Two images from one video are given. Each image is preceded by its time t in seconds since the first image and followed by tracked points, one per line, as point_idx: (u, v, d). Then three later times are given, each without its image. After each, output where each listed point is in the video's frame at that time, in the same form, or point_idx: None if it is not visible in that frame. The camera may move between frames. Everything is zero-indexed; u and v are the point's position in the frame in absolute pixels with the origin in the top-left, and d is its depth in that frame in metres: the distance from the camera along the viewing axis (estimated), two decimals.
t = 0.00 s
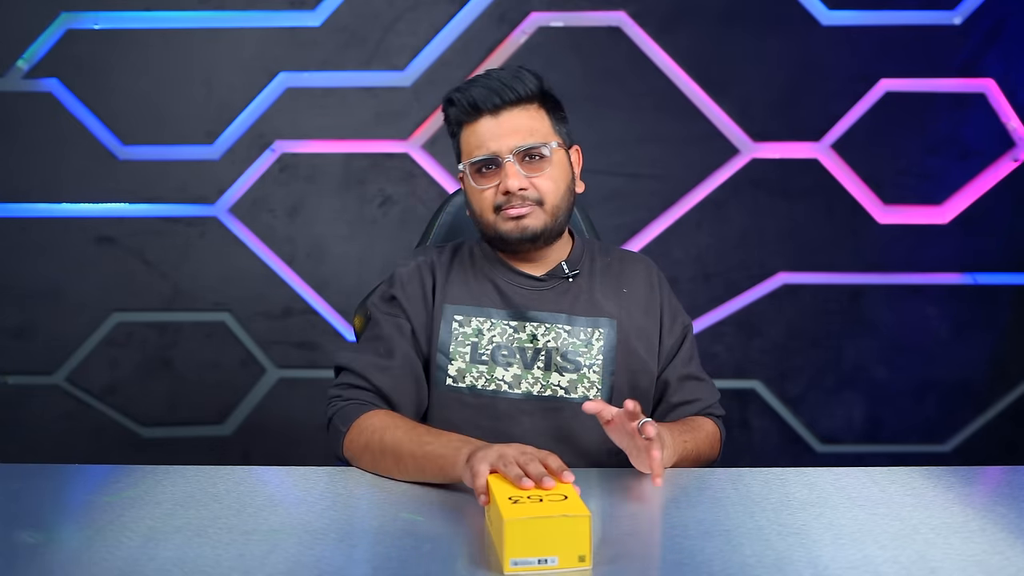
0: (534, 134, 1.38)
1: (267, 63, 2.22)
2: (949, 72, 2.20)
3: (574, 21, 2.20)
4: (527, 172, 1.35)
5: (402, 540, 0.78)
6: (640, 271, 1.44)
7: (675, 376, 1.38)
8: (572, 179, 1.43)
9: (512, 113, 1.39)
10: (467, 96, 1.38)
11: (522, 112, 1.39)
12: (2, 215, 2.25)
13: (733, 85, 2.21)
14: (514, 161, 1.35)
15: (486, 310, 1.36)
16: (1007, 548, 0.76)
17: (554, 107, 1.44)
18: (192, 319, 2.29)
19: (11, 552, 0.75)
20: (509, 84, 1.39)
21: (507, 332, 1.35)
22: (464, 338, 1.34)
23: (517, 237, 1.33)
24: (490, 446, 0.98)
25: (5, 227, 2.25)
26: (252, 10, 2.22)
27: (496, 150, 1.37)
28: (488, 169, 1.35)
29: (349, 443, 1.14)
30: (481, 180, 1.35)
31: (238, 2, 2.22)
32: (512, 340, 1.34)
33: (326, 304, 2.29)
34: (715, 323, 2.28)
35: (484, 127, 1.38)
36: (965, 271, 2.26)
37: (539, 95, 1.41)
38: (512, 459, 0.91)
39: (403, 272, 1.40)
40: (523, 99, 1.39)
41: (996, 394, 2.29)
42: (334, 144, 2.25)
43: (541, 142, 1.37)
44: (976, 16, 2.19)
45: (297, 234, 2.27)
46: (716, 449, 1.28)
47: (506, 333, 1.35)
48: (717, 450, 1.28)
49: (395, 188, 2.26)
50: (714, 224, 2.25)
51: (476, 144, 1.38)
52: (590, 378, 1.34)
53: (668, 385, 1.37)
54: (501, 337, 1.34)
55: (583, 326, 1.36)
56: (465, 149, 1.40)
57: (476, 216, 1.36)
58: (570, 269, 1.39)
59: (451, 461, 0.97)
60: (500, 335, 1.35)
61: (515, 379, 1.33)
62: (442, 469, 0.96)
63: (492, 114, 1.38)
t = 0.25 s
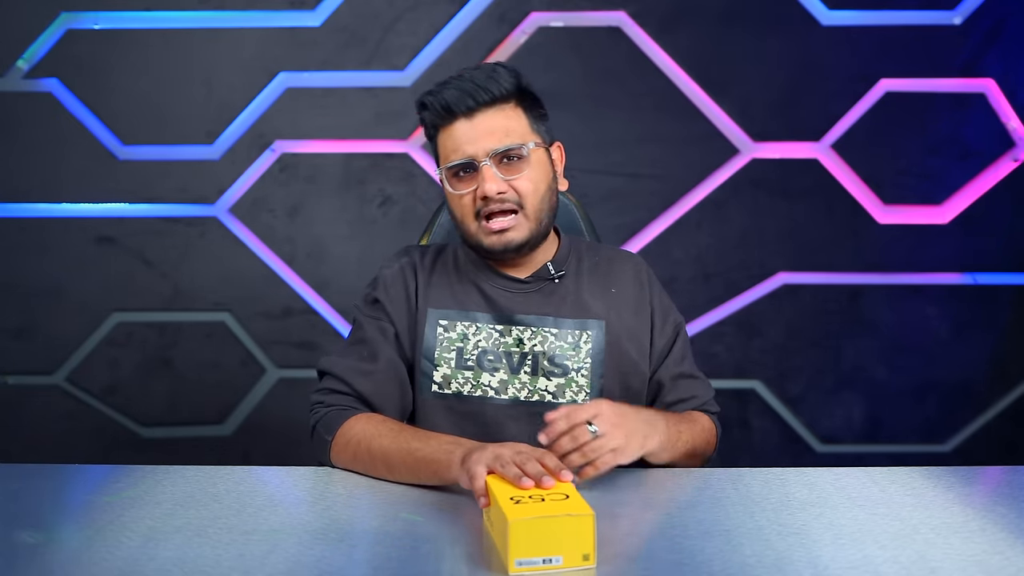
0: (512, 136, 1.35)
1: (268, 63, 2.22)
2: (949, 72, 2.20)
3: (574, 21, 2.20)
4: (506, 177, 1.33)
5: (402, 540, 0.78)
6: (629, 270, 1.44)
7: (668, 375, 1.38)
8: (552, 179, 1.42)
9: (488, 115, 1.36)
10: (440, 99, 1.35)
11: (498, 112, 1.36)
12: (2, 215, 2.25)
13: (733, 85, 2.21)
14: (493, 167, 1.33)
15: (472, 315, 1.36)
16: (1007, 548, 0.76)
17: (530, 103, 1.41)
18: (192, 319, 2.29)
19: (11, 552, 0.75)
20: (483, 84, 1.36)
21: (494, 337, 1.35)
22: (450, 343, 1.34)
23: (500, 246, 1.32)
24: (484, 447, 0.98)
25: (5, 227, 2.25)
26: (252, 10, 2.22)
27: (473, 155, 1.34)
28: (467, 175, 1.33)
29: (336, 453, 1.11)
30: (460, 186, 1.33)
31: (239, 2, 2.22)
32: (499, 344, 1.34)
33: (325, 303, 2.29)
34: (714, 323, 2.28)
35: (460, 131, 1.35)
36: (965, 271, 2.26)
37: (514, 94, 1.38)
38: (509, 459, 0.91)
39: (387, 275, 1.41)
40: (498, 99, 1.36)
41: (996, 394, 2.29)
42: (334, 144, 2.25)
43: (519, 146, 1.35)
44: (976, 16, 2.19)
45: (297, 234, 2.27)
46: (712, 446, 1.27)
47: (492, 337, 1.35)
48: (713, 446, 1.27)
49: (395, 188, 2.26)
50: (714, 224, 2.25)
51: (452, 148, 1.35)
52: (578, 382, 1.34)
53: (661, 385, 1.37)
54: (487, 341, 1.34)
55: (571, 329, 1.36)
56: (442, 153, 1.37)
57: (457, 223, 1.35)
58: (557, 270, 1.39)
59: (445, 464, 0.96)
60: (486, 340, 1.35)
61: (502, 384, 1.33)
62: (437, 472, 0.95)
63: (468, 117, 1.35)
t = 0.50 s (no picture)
0: (490, 136, 1.34)
1: (268, 63, 2.22)
2: (949, 72, 2.20)
3: (574, 21, 2.20)
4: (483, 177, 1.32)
5: (402, 540, 0.78)
6: (620, 264, 1.43)
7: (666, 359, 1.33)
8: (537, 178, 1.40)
9: (466, 116, 1.35)
10: (417, 101, 1.34)
11: (476, 113, 1.36)
12: (2, 215, 2.25)
13: (733, 85, 2.21)
14: (469, 167, 1.32)
15: (462, 314, 1.36)
16: (1007, 548, 0.76)
17: (513, 104, 1.40)
18: (192, 319, 2.29)
19: (11, 552, 0.75)
20: (461, 85, 1.36)
21: (484, 336, 1.34)
22: (440, 343, 1.34)
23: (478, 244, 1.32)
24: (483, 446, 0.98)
25: (5, 227, 2.25)
26: (252, 10, 2.22)
27: (451, 156, 1.34)
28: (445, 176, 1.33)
29: (333, 453, 1.10)
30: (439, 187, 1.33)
31: (239, 2, 2.22)
32: (489, 344, 1.34)
33: (325, 303, 2.29)
34: (714, 323, 2.28)
35: (438, 133, 1.35)
36: (965, 271, 2.26)
37: (494, 95, 1.37)
38: (509, 458, 0.91)
39: (381, 275, 1.41)
40: (476, 101, 1.36)
41: (996, 394, 2.29)
42: (334, 144, 2.25)
43: (497, 145, 1.34)
44: (976, 16, 2.20)
45: (297, 234, 2.27)
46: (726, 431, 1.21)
47: (482, 336, 1.34)
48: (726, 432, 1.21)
49: (395, 188, 2.26)
50: (714, 224, 2.25)
51: (431, 150, 1.35)
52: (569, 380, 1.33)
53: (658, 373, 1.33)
54: (478, 341, 1.34)
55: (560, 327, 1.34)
56: (424, 156, 1.38)
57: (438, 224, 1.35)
58: (546, 268, 1.39)
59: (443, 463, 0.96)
60: (477, 340, 1.34)
61: (493, 383, 1.33)
62: (437, 472, 0.95)
63: (446, 119, 1.35)
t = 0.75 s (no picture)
0: (482, 133, 1.35)
1: (268, 63, 2.22)
2: (949, 72, 2.20)
3: (574, 21, 2.20)
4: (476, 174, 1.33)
5: (402, 540, 0.78)
6: (614, 262, 1.42)
7: (659, 357, 1.34)
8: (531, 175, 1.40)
9: (458, 114, 1.35)
10: (408, 101, 1.35)
11: (468, 112, 1.36)
12: (2, 215, 2.25)
13: (733, 85, 2.21)
14: (462, 165, 1.33)
15: (459, 315, 1.36)
16: (1007, 548, 0.76)
17: (505, 101, 1.40)
18: (192, 319, 2.29)
19: (11, 552, 0.75)
20: (453, 84, 1.36)
21: (481, 336, 1.35)
22: (438, 344, 1.35)
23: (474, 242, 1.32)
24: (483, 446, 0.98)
25: (5, 227, 2.25)
26: (252, 10, 2.22)
27: (444, 154, 1.34)
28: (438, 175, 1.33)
29: (333, 453, 1.10)
30: (432, 186, 1.34)
31: (239, 2, 2.22)
32: (487, 344, 1.34)
33: (325, 303, 2.29)
34: (714, 323, 2.28)
35: (431, 132, 1.35)
36: (965, 271, 2.26)
37: (487, 93, 1.37)
38: (508, 458, 0.91)
39: (379, 277, 1.42)
40: (469, 98, 1.36)
41: (996, 394, 2.29)
42: (333, 143, 2.25)
43: (489, 142, 1.34)
44: (976, 16, 2.20)
45: (297, 234, 2.27)
46: (724, 436, 1.20)
47: (479, 337, 1.35)
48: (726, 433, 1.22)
49: (395, 188, 2.26)
50: (714, 224, 2.25)
51: (425, 150, 1.36)
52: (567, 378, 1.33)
53: (652, 370, 1.32)
54: (475, 341, 1.34)
55: (556, 326, 1.35)
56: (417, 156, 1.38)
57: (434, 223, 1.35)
58: (542, 268, 1.39)
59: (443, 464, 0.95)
60: (474, 340, 1.35)
61: (491, 383, 1.33)
62: (436, 471, 0.95)
63: (439, 117, 1.35)
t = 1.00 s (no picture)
0: (500, 132, 1.35)
1: (267, 63, 2.22)
2: (949, 72, 2.20)
3: (574, 21, 2.20)
4: (492, 170, 1.32)
5: (402, 540, 0.78)
6: (618, 263, 1.43)
7: (662, 362, 1.35)
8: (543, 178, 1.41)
9: (477, 110, 1.35)
10: (428, 93, 1.35)
11: (488, 109, 1.36)
12: (2, 215, 2.25)
13: (733, 85, 2.21)
14: (479, 160, 1.32)
15: (462, 314, 1.36)
16: (1007, 548, 0.76)
17: (524, 103, 1.40)
18: (192, 319, 2.29)
19: (11, 552, 0.75)
20: (474, 80, 1.36)
21: (484, 335, 1.35)
22: (441, 343, 1.34)
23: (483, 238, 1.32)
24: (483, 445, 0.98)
25: (5, 227, 2.25)
26: (252, 10, 2.22)
27: (460, 148, 1.33)
28: (453, 168, 1.32)
29: (334, 453, 1.10)
30: (446, 178, 1.32)
31: (238, 2, 2.22)
32: (490, 342, 1.34)
33: (325, 303, 2.29)
34: (714, 323, 2.28)
35: (449, 124, 1.34)
36: (965, 271, 2.26)
37: (506, 92, 1.38)
38: (508, 457, 0.91)
39: (380, 277, 1.41)
40: (489, 95, 1.36)
41: (996, 394, 2.29)
42: (333, 143, 2.25)
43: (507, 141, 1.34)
44: (976, 16, 2.20)
45: (297, 234, 2.27)
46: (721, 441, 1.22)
47: (482, 336, 1.35)
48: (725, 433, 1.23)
49: (395, 188, 2.26)
50: (714, 224, 2.25)
51: (439, 142, 1.35)
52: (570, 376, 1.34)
53: (656, 374, 1.33)
54: (478, 340, 1.34)
55: (560, 324, 1.36)
56: (431, 147, 1.37)
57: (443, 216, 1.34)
58: (546, 267, 1.39)
59: (444, 466, 0.95)
60: (477, 339, 1.35)
61: (494, 382, 1.33)
62: (437, 471, 0.95)
63: (458, 111, 1.35)
